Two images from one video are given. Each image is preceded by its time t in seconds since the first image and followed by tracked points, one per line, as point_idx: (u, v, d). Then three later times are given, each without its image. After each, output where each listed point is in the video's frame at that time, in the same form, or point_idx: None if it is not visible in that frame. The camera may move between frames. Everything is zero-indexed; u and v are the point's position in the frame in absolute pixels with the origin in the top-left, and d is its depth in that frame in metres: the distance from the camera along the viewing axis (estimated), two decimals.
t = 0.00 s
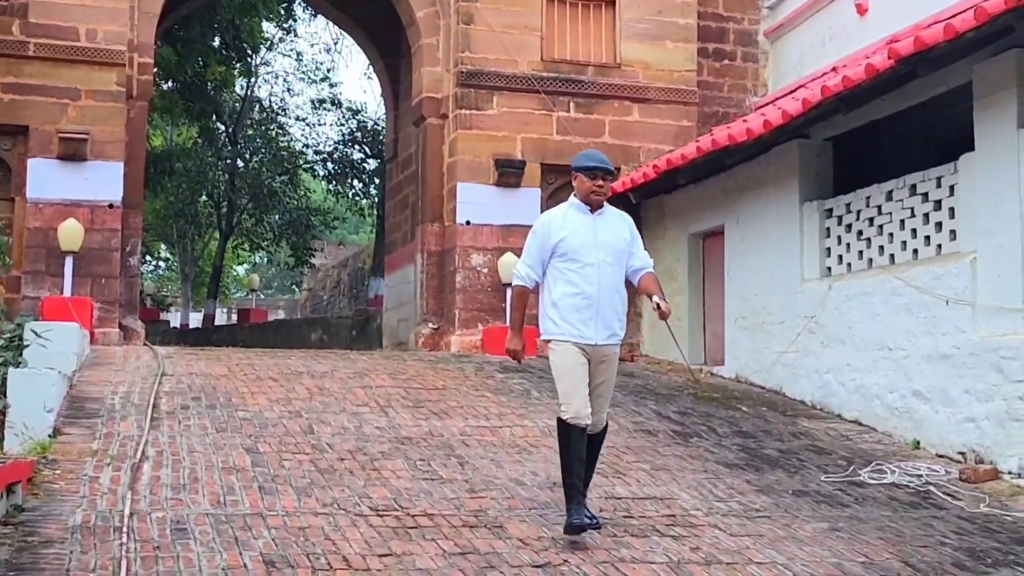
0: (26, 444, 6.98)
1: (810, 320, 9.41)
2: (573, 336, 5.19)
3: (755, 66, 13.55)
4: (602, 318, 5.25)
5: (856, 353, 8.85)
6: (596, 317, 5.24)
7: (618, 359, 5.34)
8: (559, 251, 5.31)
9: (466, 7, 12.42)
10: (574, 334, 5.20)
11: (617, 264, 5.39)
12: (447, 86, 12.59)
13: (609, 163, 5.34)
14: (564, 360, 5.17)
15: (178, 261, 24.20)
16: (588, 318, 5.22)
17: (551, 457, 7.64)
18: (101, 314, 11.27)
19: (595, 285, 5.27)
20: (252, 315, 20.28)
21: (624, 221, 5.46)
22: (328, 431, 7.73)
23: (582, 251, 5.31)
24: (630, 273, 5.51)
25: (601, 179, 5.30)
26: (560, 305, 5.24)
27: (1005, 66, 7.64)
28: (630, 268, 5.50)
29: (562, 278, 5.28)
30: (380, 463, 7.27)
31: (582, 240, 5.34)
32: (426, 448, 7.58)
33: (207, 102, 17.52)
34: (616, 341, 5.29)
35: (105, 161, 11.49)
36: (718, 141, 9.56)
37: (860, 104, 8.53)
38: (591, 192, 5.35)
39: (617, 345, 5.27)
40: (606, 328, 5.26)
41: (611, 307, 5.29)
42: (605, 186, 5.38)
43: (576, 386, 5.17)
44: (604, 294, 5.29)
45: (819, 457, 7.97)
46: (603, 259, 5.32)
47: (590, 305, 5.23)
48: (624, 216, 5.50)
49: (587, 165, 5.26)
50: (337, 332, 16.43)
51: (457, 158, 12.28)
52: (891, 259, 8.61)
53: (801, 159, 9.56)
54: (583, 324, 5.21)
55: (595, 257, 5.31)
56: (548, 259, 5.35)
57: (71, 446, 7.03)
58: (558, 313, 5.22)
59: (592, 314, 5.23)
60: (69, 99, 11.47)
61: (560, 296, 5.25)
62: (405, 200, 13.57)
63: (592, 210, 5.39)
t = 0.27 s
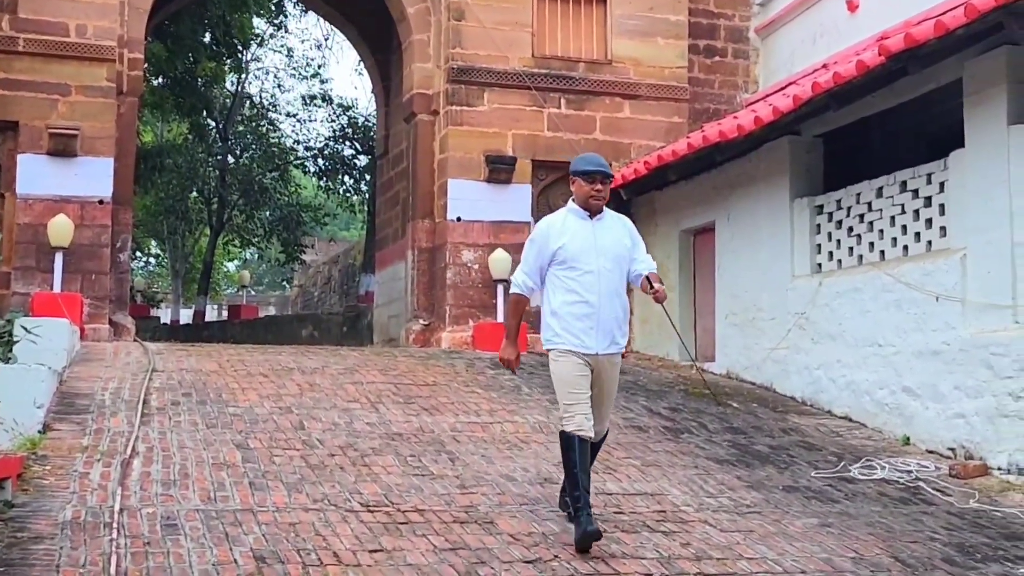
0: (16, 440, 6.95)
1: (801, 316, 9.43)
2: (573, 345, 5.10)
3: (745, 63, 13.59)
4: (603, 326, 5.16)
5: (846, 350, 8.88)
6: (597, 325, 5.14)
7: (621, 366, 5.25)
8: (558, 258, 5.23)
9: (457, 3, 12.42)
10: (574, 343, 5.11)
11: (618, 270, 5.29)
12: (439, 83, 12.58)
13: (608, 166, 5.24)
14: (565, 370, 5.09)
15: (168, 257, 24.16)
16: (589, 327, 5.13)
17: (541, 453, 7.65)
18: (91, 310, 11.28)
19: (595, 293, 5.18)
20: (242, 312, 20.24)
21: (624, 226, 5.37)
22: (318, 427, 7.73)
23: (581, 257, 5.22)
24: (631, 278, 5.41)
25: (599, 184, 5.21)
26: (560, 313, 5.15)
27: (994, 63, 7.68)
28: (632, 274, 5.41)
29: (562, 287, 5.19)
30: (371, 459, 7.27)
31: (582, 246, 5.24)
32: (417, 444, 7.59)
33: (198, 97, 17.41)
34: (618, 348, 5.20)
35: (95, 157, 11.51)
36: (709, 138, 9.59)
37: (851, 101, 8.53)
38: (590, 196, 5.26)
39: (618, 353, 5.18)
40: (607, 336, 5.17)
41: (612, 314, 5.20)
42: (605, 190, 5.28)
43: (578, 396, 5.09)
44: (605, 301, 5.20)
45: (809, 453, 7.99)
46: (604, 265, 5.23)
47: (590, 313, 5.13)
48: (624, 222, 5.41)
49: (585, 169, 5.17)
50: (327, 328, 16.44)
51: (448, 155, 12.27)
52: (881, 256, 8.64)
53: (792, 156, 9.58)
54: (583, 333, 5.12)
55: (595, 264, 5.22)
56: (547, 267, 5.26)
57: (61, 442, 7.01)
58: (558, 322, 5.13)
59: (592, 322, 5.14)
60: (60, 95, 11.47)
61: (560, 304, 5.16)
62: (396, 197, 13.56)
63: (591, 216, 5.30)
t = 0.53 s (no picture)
0: (6, 436, 6.94)
1: (791, 313, 9.45)
2: (574, 352, 4.94)
3: (736, 60, 13.59)
4: (604, 333, 5.01)
5: (836, 346, 8.90)
6: (597, 331, 4.99)
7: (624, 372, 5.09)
8: (556, 263, 5.06)
9: None
10: (577, 350, 4.95)
11: (618, 274, 5.13)
12: (429, 79, 12.57)
13: (608, 166, 5.06)
14: (565, 375, 4.92)
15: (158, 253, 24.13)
16: (590, 333, 4.98)
17: (532, 450, 7.65)
18: (80, 306, 11.28)
19: (596, 298, 5.02)
20: (232, 308, 20.20)
21: (623, 227, 5.21)
22: (309, 423, 7.72)
23: (581, 261, 5.05)
24: (631, 281, 5.26)
25: (598, 185, 5.04)
26: (560, 319, 5.00)
27: (984, 60, 7.71)
28: (631, 277, 5.25)
29: (562, 292, 5.03)
30: (362, 455, 7.27)
31: (581, 250, 5.08)
32: (408, 441, 7.59)
33: (188, 94, 17.53)
34: (622, 353, 5.05)
35: (85, 153, 11.52)
36: (699, 134, 9.60)
37: (842, 98, 8.53)
38: (588, 197, 5.09)
39: (622, 358, 5.04)
40: (610, 343, 5.03)
41: (614, 319, 5.05)
42: (604, 190, 5.11)
43: (577, 402, 4.91)
44: (607, 305, 5.05)
45: (799, 450, 8.00)
46: (604, 268, 5.07)
47: (593, 319, 4.98)
48: (622, 223, 5.25)
49: (583, 171, 4.99)
50: (318, 324, 16.45)
51: (438, 151, 12.28)
52: (871, 252, 8.67)
53: (782, 152, 9.60)
54: (583, 340, 4.97)
55: (595, 268, 5.05)
56: (545, 271, 5.09)
57: (51, 439, 7.01)
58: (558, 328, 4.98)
59: (593, 328, 4.98)
60: (49, 90, 11.47)
61: (561, 310, 5.00)
62: (386, 193, 13.56)
63: (589, 217, 5.13)
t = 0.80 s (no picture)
0: None
1: (782, 310, 9.47)
2: (577, 342, 4.89)
3: (727, 57, 13.58)
4: (608, 321, 4.95)
5: (827, 343, 8.92)
6: (601, 320, 4.94)
7: (629, 362, 5.01)
8: (559, 249, 4.98)
9: None
10: (581, 339, 4.90)
11: (621, 261, 5.07)
12: (420, 76, 12.59)
13: (610, 152, 5.00)
14: (561, 371, 4.92)
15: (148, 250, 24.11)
16: (593, 322, 4.92)
17: (523, 447, 7.65)
18: (70, 303, 11.28)
19: (599, 286, 4.96)
20: (223, 306, 20.17)
21: (627, 213, 5.13)
22: (299, 420, 7.71)
23: (585, 248, 4.98)
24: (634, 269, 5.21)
25: (601, 171, 4.96)
26: (563, 308, 4.93)
27: (974, 58, 7.72)
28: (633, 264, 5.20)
29: (565, 279, 4.96)
30: (352, 452, 7.26)
31: (584, 236, 5.00)
32: (398, 437, 7.58)
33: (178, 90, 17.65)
34: (626, 342, 5.00)
35: (75, 150, 11.52)
36: (690, 131, 9.62)
37: (833, 95, 8.55)
38: (590, 183, 5.01)
39: (626, 346, 4.99)
40: (615, 331, 4.97)
41: (619, 307, 4.99)
42: (606, 177, 5.04)
43: (570, 401, 4.91)
44: (610, 293, 4.99)
45: (790, 447, 8.01)
46: (608, 255, 5.00)
47: (596, 307, 4.92)
48: (625, 209, 5.17)
49: (586, 155, 4.92)
50: (308, 322, 16.45)
51: (430, 148, 12.29)
52: (861, 249, 8.70)
53: (773, 150, 9.62)
54: (587, 329, 4.91)
55: (599, 256, 4.99)
56: (548, 258, 5.01)
57: (41, 435, 7.00)
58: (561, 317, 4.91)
59: (596, 317, 4.93)
60: (39, 87, 11.46)
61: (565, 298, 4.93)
62: (377, 190, 13.56)
63: (593, 203, 5.05)
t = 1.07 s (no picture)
0: None
1: (772, 307, 9.49)
2: (578, 338, 4.76)
3: (717, 55, 13.57)
4: (612, 315, 4.81)
5: (817, 341, 8.94)
6: (604, 315, 4.80)
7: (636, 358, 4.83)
8: (562, 242, 4.86)
9: None
10: (583, 334, 4.76)
11: (627, 256, 4.93)
12: (411, 73, 12.57)
13: (620, 147, 4.84)
14: (560, 373, 4.83)
15: (138, 247, 24.08)
16: (596, 317, 4.78)
17: (513, 444, 7.65)
18: (59, 300, 11.27)
19: (603, 280, 4.83)
20: (213, 303, 20.14)
21: (634, 208, 5.00)
22: (289, 417, 7.71)
23: (589, 241, 4.85)
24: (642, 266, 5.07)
25: (608, 166, 4.84)
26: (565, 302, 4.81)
27: (965, 55, 7.73)
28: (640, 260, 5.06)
29: (567, 272, 4.84)
30: (342, 449, 7.26)
31: (588, 229, 4.88)
32: (388, 435, 7.58)
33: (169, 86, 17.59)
34: (631, 338, 4.84)
35: (65, 146, 11.51)
36: (681, 129, 9.62)
37: (823, 92, 8.55)
38: (597, 176, 4.89)
39: (631, 342, 4.83)
40: (619, 326, 4.82)
41: (623, 302, 4.85)
42: (613, 169, 4.91)
43: (568, 403, 4.86)
44: (615, 287, 4.85)
45: (780, 443, 8.02)
46: (612, 249, 4.87)
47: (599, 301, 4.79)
48: (632, 204, 5.05)
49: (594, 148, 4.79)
50: (298, 319, 16.45)
51: (420, 145, 12.28)
52: (851, 247, 8.72)
53: (763, 147, 9.62)
54: (589, 322, 4.78)
55: (603, 249, 4.86)
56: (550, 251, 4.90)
57: (30, 432, 6.98)
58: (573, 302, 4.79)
59: (599, 312, 4.79)
60: (29, 83, 11.44)
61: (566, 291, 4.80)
62: (368, 187, 13.55)
63: (598, 197, 4.94)
